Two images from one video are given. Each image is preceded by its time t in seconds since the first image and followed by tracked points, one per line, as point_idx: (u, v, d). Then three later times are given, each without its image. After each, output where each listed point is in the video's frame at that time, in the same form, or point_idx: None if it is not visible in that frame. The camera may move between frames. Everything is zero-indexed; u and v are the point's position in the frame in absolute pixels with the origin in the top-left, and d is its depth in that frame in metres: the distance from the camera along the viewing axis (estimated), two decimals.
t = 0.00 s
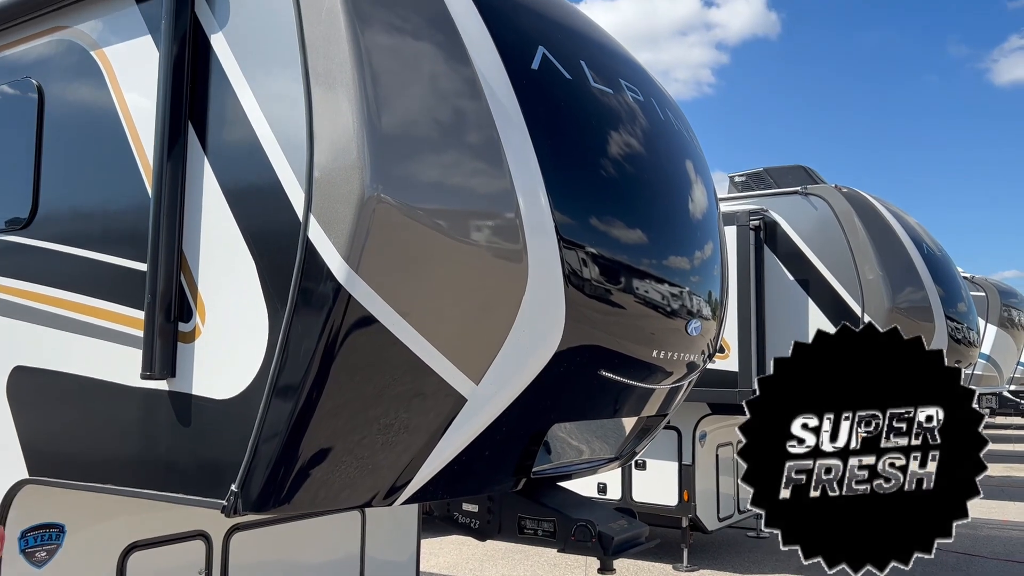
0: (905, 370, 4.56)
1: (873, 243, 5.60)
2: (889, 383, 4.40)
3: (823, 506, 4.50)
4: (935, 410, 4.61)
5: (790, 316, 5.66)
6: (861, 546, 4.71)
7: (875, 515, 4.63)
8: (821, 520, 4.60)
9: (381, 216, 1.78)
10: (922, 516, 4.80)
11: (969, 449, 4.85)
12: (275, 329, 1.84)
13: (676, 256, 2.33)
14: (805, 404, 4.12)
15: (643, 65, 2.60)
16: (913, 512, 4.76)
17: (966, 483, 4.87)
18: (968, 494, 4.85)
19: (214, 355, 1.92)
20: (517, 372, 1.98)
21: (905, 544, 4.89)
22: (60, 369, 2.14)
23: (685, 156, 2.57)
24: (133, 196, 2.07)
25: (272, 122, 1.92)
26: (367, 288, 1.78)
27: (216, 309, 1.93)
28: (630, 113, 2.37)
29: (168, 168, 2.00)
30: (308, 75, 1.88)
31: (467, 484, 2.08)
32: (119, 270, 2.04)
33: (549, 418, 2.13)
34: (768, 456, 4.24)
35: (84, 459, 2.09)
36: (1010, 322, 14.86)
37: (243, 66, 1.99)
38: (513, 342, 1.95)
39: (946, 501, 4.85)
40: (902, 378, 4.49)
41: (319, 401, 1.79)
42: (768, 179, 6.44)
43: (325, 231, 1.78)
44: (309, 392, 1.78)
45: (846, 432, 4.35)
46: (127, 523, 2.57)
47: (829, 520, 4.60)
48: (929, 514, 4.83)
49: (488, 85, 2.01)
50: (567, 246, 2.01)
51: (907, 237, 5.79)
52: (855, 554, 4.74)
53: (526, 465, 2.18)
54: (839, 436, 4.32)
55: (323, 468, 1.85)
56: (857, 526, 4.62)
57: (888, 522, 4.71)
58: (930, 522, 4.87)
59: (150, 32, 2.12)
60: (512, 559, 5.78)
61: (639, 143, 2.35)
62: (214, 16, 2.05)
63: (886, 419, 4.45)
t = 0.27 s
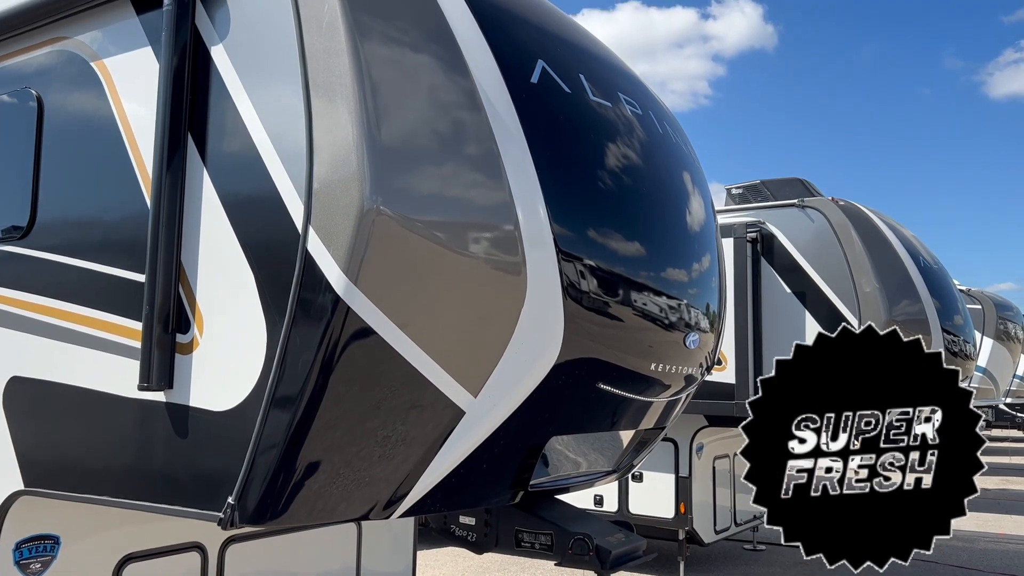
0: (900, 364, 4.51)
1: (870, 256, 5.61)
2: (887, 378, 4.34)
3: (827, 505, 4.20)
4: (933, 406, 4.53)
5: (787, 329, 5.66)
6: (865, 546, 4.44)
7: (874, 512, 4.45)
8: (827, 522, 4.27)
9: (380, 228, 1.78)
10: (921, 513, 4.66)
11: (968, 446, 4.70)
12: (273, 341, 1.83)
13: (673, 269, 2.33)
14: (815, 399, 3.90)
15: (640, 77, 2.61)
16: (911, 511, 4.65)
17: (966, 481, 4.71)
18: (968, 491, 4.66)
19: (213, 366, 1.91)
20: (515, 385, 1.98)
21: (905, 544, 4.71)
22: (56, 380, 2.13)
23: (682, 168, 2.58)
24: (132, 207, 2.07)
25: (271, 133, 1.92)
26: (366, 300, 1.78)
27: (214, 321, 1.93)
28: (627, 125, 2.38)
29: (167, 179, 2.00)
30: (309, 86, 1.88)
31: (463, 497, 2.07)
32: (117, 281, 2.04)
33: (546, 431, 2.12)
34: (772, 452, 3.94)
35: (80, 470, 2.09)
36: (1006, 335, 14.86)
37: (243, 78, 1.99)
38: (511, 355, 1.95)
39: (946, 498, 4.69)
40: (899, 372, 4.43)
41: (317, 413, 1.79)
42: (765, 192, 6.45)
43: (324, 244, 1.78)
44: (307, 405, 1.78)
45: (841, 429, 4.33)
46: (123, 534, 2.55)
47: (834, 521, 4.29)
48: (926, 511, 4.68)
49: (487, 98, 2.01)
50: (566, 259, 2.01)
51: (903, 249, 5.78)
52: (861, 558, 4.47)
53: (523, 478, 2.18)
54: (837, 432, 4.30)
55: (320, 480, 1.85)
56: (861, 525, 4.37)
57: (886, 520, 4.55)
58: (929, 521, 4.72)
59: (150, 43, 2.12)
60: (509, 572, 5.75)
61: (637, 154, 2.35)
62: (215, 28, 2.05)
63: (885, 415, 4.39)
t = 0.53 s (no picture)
0: (897, 365, 4.54)
1: (868, 265, 5.64)
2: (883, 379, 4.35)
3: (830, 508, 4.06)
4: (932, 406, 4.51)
5: (786, 339, 5.67)
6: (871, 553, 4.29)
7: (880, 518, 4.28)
8: (830, 526, 4.15)
9: (381, 238, 1.78)
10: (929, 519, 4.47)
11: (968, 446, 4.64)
12: (273, 350, 1.83)
13: (672, 279, 2.34)
14: (806, 400, 3.96)
15: (639, 88, 2.62)
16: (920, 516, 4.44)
17: (968, 483, 4.61)
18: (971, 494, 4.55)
19: (212, 376, 1.91)
20: (514, 395, 1.99)
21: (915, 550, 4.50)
22: (55, 389, 2.13)
23: (681, 178, 2.59)
24: (132, 216, 2.07)
25: (272, 143, 1.93)
26: (366, 310, 1.78)
27: (213, 330, 1.93)
28: (626, 135, 2.39)
29: (167, 189, 2.00)
30: (310, 96, 1.89)
31: (462, 508, 2.07)
32: (117, 290, 2.04)
33: (546, 441, 2.12)
34: (768, 452, 3.92)
35: (79, 479, 2.08)
36: (1004, 346, 14.86)
37: (244, 88, 2.00)
38: (511, 365, 1.96)
39: (951, 501, 4.53)
40: (895, 373, 4.45)
41: (317, 423, 1.79)
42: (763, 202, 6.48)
43: (325, 254, 1.79)
44: (307, 415, 1.78)
45: (841, 430, 4.27)
46: (121, 544, 2.55)
47: (837, 525, 4.16)
48: (934, 517, 4.49)
49: (488, 108, 2.02)
50: (566, 269, 2.02)
51: (900, 258, 5.81)
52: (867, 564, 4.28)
53: (523, 488, 2.17)
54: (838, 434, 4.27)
55: (319, 490, 1.85)
56: (865, 529, 4.24)
57: (893, 526, 4.36)
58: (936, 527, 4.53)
59: (151, 53, 2.13)
60: None
61: (636, 164, 2.36)
62: (216, 38, 2.06)
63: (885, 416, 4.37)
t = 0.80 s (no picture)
0: (895, 366, 4.52)
1: (868, 272, 5.66)
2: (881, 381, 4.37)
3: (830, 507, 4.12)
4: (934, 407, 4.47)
5: (786, 345, 5.67)
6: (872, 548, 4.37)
7: (881, 516, 4.31)
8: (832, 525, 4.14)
9: (382, 246, 1.78)
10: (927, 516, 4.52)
11: (968, 446, 4.66)
12: (274, 358, 1.84)
13: (673, 285, 2.34)
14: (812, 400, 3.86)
15: (639, 95, 2.63)
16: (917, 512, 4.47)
17: (965, 480, 4.66)
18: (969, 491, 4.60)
19: (213, 383, 1.92)
20: (515, 402, 1.99)
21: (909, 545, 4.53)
22: (55, 396, 2.14)
23: (681, 185, 2.60)
24: (133, 224, 2.08)
25: (273, 150, 1.93)
26: (368, 317, 1.78)
27: (215, 337, 1.93)
28: (626, 142, 2.39)
29: (169, 196, 2.01)
30: (311, 103, 1.90)
31: (463, 515, 2.07)
32: (118, 297, 2.05)
33: (546, 448, 2.12)
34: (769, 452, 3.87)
35: (79, 487, 2.08)
36: (1004, 352, 14.86)
37: (246, 96, 2.00)
38: (511, 372, 1.96)
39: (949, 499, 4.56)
40: (892, 375, 4.46)
41: (318, 430, 1.79)
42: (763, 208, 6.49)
43: (327, 262, 1.79)
44: (308, 422, 1.78)
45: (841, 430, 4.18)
46: (121, 551, 2.55)
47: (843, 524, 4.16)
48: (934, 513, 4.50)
49: (489, 116, 2.03)
50: (567, 276, 2.02)
51: (900, 263, 5.82)
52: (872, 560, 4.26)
53: (524, 495, 2.17)
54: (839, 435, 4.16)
55: (321, 497, 1.85)
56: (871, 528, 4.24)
57: (892, 522, 4.42)
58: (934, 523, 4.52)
59: (153, 61, 2.13)
60: None
61: (636, 171, 2.36)
62: (218, 46, 2.07)
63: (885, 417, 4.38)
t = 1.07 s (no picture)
0: (897, 366, 4.52)
1: (869, 274, 5.66)
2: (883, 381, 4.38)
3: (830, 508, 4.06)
4: (936, 408, 4.52)
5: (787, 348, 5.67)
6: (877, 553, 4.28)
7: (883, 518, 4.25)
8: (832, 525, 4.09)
9: (384, 250, 1.78)
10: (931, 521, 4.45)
11: (968, 446, 4.66)
12: (275, 361, 1.84)
13: (674, 288, 2.34)
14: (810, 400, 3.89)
15: (639, 98, 2.64)
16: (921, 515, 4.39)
17: (966, 483, 4.58)
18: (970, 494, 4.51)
19: (215, 387, 1.92)
20: (516, 406, 1.99)
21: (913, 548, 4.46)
22: (57, 400, 2.14)
23: (682, 188, 2.60)
24: (135, 228, 2.08)
25: (274, 154, 1.94)
26: (369, 321, 1.78)
27: (216, 341, 1.94)
28: (626, 145, 2.40)
29: (170, 200, 2.01)
30: (311, 107, 1.91)
31: (464, 519, 2.07)
32: (120, 301, 2.05)
33: (547, 451, 2.13)
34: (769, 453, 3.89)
35: (82, 491, 2.09)
36: (1005, 354, 14.86)
37: (247, 100, 2.01)
38: (512, 375, 1.96)
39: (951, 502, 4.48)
40: (895, 374, 4.44)
41: (319, 434, 1.79)
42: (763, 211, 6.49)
43: (328, 266, 1.80)
44: (309, 425, 1.78)
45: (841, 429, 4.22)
46: (123, 555, 2.55)
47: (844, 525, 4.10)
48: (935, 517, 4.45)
49: (490, 121, 2.03)
50: (568, 279, 2.02)
51: (900, 266, 5.83)
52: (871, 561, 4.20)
53: (525, 498, 2.17)
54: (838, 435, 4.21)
55: (322, 500, 1.85)
56: (868, 529, 4.18)
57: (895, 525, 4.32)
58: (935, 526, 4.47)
59: (155, 65, 2.14)
60: None
61: (636, 174, 2.37)
62: (219, 50, 2.07)
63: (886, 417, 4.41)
